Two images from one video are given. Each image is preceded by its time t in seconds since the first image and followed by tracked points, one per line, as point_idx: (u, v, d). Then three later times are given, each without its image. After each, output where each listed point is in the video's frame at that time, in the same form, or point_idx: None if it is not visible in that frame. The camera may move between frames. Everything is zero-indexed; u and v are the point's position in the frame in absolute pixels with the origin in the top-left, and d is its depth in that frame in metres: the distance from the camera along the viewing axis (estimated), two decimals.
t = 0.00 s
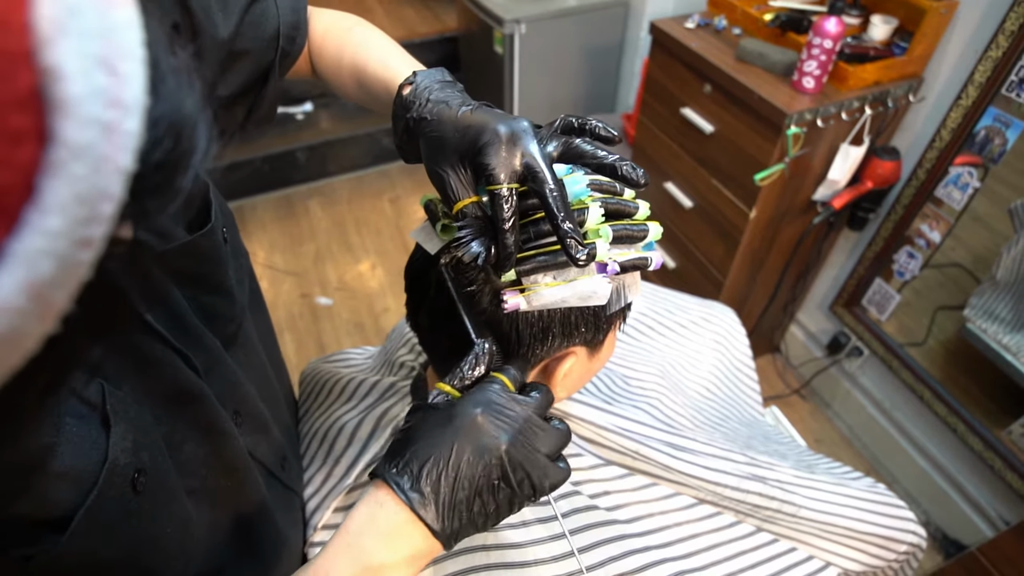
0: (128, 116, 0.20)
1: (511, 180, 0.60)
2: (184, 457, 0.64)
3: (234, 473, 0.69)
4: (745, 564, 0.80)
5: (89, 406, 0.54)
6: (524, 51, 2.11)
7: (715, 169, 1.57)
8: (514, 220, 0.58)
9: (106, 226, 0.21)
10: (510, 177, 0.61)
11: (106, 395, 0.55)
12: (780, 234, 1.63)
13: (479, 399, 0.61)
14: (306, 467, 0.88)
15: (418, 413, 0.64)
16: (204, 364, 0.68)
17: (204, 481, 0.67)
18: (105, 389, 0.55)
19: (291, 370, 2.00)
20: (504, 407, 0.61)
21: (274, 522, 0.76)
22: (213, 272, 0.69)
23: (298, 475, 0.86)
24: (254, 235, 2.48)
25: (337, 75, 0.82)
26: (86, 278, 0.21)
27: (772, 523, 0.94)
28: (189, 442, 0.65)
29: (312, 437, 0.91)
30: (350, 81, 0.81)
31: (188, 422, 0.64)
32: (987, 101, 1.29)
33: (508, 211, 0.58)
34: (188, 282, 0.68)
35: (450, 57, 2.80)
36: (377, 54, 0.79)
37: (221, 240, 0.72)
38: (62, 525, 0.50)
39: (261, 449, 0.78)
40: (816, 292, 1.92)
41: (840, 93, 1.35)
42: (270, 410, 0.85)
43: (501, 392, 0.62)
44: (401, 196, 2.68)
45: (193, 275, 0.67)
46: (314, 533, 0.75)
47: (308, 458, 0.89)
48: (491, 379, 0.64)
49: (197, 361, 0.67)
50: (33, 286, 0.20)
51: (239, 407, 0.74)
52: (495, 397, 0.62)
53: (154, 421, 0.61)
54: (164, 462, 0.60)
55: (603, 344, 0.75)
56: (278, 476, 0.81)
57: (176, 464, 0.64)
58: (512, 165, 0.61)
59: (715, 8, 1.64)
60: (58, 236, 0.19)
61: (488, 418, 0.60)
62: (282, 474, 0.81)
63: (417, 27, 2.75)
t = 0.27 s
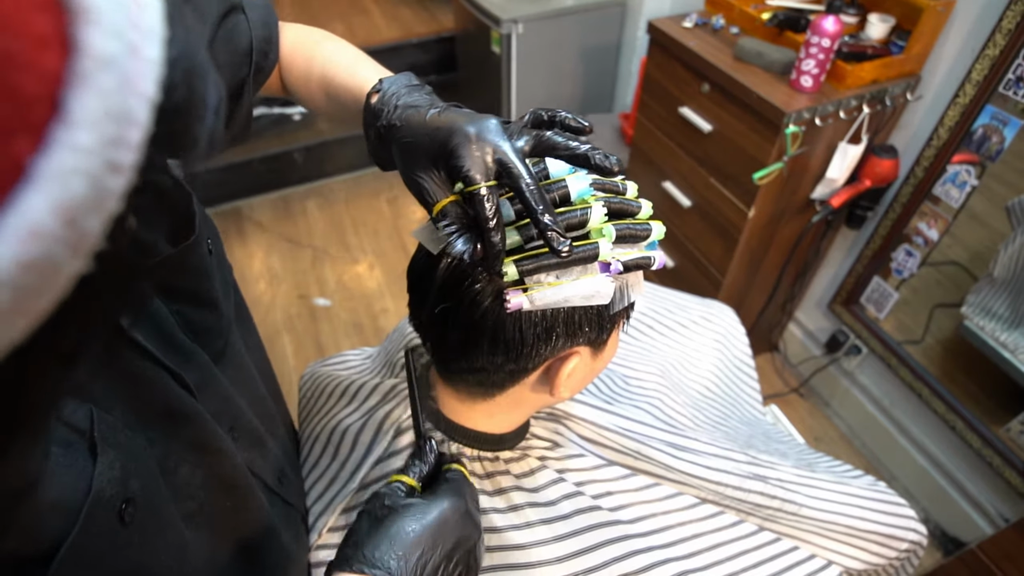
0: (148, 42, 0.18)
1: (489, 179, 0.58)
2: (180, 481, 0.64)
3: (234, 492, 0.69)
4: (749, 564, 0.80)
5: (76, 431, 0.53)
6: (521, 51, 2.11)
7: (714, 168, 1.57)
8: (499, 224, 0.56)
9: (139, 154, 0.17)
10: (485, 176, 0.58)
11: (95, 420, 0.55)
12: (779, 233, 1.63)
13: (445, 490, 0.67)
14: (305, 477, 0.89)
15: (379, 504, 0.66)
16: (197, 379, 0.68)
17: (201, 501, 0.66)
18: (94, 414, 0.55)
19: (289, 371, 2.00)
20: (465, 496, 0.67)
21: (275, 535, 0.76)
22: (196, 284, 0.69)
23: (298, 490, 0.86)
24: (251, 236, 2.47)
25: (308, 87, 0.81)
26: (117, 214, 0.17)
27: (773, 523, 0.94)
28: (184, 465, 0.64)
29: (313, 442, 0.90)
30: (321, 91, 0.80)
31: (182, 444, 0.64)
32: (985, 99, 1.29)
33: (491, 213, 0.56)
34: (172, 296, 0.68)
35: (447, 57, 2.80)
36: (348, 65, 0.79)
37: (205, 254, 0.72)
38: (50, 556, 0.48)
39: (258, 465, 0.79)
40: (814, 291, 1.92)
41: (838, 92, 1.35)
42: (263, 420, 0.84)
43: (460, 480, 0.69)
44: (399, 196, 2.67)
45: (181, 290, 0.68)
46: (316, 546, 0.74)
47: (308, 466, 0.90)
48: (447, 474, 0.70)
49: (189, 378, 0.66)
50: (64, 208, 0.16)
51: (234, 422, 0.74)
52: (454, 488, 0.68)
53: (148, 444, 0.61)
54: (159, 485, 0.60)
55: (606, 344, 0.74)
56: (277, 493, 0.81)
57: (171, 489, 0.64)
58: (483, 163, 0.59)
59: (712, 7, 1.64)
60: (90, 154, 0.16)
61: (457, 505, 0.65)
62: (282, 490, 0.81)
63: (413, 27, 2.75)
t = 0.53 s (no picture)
0: None
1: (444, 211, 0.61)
2: (170, 511, 0.63)
3: (224, 520, 0.69)
4: (751, 564, 0.80)
5: (60, 454, 0.53)
6: (518, 52, 2.11)
7: (712, 168, 1.57)
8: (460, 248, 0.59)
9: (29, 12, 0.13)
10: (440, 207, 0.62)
11: (80, 440, 0.55)
12: (777, 233, 1.63)
13: (498, 361, 0.59)
14: (306, 487, 0.86)
15: (427, 374, 0.59)
16: (191, 400, 0.68)
17: (191, 528, 0.66)
18: (79, 435, 0.55)
19: (287, 375, 1.99)
20: (521, 368, 0.60)
21: (263, 548, 0.74)
22: (189, 296, 0.69)
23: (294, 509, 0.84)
24: (248, 238, 2.47)
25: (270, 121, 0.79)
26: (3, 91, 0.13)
27: (776, 523, 0.94)
28: (173, 495, 0.64)
29: (314, 445, 0.87)
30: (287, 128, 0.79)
31: (170, 473, 0.63)
32: (982, 98, 1.30)
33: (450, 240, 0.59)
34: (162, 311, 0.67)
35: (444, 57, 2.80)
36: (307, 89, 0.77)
37: (194, 265, 0.72)
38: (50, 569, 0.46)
39: (255, 487, 0.78)
40: (812, 290, 1.93)
41: (836, 91, 1.35)
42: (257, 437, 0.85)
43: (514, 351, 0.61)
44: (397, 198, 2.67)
45: (171, 303, 0.67)
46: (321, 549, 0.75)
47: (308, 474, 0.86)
48: (497, 343, 0.62)
49: (179, 396, 0.66)
50: None
51: (232, 444, 0.74)
52: (508, 357, 0.60)
53: (135, 473, 0.60)
54: (151, 513, 0.59)
55: (608, 346, 0.74)
56: (273, 509, 0.79)
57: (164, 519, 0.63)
58: (433, 199, 0.62)
59: (710, 7, 1.64)
60: None
61: (513, 381, 0.59)
62: (279, 515, 0.79)
63: (410, 28, 2.75)
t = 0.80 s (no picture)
0: None
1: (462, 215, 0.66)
2: (190, 520, 0.65)
3: (241, 533, 0.71)
4: (752, 562, 0.80)
5: (102, 468, 0.55)
6: (515, 51, 2.10)
7: (711, 168, 1.58)
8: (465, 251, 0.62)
9: None
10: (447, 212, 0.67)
11: (121, 453, 0.57)
12: (776, 232, 1.64)
13: (494, 372, 0.58)
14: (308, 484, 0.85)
15: (431, 393, 0.60)
16: (211, 406, 0.68)
17: (207, 539, 0.68)
18: (119, 450, 0.57)
19: (286, 376, 1.99)
20: (523, 374, 0.59)
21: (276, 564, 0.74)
22: (201, 302, 0.69)
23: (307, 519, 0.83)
24: (245, 240, 2.46)
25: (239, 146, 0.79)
26: None
27: (777, 521, 0.94)
28: (193, 506, 0.65)
29: (314, 447, 0.87)
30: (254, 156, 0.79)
31: (187, 481, 0.64)
32: (978, 97, 1.31)
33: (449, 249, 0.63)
34: (179, 317, 0.67)
35: (441, 57, 2.80)
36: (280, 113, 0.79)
37: (201, 269, 0.71)
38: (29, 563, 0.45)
39: (266, 496, 0.77)
40: (810, 288, 1.93)
41: (834, 90, 1.36)
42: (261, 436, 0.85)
43: (516, 355, 0.60)
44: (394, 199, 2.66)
45: (187, 306, 0.67)
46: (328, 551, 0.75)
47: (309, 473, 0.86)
48: (498, 348, 0.61)
49: (197, 400, 0.65)
50: None
51: (248, 452, 0.75)
52: (505, 366, 0.59)
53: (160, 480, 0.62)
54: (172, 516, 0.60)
55: (613, 344, 0.74)
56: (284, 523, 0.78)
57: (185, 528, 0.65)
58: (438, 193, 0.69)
59: (707, 6, 1.64)
60: None
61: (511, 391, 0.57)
62: (290, 525, 0.78)
63: (407, 28, 2.74)
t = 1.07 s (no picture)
0: None
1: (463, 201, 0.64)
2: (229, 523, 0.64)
3: (272, 537, 0.69)
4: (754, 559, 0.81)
5: (156, 476, 0.54)
6: (511, 51, 2.10)
7: (708, 167, 1.58)
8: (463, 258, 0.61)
9: None
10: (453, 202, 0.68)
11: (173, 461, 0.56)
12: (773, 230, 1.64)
13: (500, 365, 0.59)
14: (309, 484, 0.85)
15: (440, 401, 0.61)
16: (236, 412, 0.67)
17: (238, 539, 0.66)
18: (170, 457, 0.56)
19: (284, 378, 1.98)
20: (528, 361, 0.60)
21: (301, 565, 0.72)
22: (219, 307, 0.69)
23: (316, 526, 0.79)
24: (242, 241, 2.46)
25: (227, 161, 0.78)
26: None
27: (778, 517, 0.95)
28: (232, 509, 0.64)
29: (315, 448, 0.87)
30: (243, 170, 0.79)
31: (220, 483, 0.63)
32: (973, 95, 1.31)
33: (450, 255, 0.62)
34: (201, 325, 0.67)
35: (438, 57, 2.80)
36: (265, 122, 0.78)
37: (220, 275, 0.72)
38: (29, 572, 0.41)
39: (288, 500, 0.75)
40: (808, 286, 1.94)
41: (831, 89, 1.36)
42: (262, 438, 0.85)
43: (516, 347, 0.61)
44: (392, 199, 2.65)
45: (209, 312, 0.67)
46: (331, 552, 0.76)
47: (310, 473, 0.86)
48: (498, 344, 0.62)
49: (221, 399, 0.64)
50: None
51: (268, 456, 0.74)
52: (509, 359, 0.60)
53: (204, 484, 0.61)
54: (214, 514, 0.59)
55: (616, 342, 0.74)
56: (301, 523, 0.75)
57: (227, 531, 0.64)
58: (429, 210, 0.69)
59: (704, 5, 1.64)
60: None
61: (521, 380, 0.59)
62: (307, 527, 0.76)
63: (402, 28, 2.74)
